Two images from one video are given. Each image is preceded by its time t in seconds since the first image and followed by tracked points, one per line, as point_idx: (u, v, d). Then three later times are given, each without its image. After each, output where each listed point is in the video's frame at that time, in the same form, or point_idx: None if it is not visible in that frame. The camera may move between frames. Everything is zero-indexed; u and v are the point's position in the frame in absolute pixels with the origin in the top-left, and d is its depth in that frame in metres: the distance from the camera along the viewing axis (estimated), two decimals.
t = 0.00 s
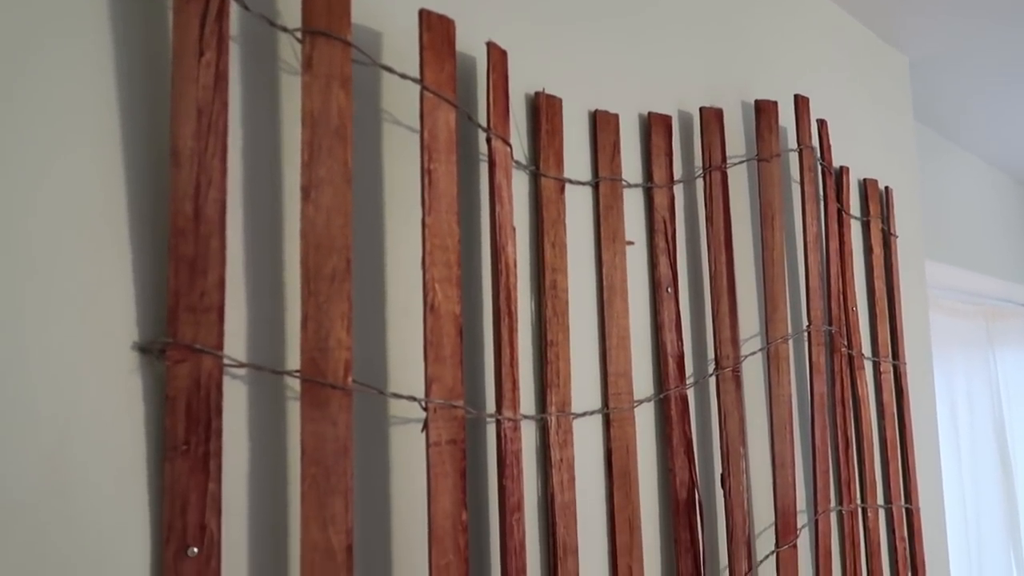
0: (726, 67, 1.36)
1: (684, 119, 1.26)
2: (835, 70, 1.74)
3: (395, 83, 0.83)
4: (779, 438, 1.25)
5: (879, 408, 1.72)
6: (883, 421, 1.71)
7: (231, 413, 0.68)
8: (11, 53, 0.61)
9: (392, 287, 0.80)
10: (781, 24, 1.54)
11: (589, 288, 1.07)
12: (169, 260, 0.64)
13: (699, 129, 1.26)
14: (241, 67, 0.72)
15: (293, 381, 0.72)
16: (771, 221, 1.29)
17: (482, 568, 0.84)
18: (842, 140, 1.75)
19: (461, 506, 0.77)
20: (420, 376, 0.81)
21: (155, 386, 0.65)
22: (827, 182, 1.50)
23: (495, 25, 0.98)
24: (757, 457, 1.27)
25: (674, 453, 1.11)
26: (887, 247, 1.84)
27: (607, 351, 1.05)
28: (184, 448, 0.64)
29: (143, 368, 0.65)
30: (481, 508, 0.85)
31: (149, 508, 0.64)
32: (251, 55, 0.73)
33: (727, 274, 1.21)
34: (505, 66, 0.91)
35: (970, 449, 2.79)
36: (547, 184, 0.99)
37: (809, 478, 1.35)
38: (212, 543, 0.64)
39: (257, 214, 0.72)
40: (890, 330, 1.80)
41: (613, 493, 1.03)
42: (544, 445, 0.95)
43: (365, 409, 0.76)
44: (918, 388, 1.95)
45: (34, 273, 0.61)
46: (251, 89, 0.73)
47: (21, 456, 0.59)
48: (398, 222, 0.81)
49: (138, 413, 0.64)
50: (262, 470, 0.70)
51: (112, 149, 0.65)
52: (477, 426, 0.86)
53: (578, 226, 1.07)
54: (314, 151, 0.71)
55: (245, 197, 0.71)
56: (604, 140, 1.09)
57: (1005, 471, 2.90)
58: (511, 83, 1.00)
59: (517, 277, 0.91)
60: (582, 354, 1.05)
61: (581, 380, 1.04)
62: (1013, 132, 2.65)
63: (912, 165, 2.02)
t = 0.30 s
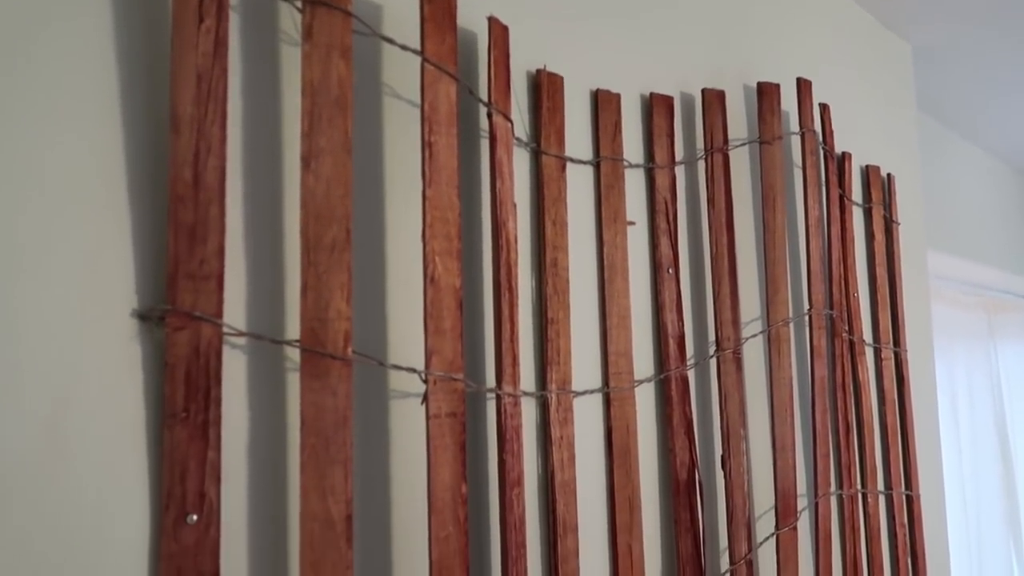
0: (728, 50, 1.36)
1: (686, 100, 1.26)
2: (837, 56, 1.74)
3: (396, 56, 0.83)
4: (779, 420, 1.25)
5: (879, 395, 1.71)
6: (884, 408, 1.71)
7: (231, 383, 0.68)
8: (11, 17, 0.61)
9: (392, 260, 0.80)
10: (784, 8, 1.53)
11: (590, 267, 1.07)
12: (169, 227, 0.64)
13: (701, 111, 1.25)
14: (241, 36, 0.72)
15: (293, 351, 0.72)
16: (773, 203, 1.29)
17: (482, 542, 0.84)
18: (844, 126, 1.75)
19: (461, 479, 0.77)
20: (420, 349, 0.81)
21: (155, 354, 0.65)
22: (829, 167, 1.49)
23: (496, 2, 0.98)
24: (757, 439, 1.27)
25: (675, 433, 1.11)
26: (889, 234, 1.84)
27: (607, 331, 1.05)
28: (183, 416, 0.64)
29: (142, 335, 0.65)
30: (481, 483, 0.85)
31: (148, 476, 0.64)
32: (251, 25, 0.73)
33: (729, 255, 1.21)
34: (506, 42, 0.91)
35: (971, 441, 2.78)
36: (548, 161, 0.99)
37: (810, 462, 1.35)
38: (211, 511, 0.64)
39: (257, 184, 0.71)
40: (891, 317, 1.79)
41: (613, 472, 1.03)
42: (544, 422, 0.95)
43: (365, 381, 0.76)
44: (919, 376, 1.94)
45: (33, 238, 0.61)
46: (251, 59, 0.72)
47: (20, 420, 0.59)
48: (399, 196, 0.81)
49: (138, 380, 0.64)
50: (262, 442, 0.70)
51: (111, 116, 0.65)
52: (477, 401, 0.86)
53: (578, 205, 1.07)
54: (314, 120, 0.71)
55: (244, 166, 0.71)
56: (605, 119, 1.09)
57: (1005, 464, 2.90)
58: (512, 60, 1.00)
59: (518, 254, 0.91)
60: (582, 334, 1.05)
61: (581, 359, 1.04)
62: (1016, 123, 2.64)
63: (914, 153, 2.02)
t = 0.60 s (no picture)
0: (734, 28, 1.35)
1: (691, 78, 1.25)
2: (843, 37, 1.73)
3: (400, 27, 0.83)
4: (783, 398, 1.25)
5: (884, 377, 1.71)
6: (889, 390, 1.70)
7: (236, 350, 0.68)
8: None
9: (396, 232, 0.80)
10: None
11: (594, 243, 1.07)
12: (173, 194, 0.64)
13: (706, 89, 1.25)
14: (245, 5, 0.72)
15: (297, 320, 0.72)
16: (778, 181, 1.29)
17: (486, 514, 0.85)
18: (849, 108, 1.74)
19: (465, 449, 0.77)
20: (425, 320, 0.81)
21: (160, 321, 0.65)
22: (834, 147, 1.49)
23: None
24: (761, 417, 1.27)
25: (679, 410, 1.11)
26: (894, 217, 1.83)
27: (612, 307, 1.05)
28: (189, 381, 0.64)
29: (147, 302, 0.65)
30: (485, 455, 0.85)
31: (154, 442, 0.65)
32: None
33: (733, 232, 1.21)
34: (511, 14, 0.90)
35: (976, 426, 2.77)
36: (552, 136, 0.98)
37: (814, 442, 1.35)
38: (217, 476, 0.65)
39: (261, 153, 0.71)
40: (897, 300, 1.79)
41: (617, 447, 1.04)
42: (548, 395, 0.95)
43: (369, 351, 0.77)
44: (924, 359, 1.94)
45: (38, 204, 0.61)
46: (256, 28, 0.72)
47: (27, 383, 0.59)
48: (403, 167, 0.81)
49: (143, 347, 0.65)
50: (268, 411, 0.70)
51: (116, 83, 0.65)
52: (481, 373, 0.86)
53: (582, 181, 1.07)
54: (318, 89, 0.71)
55: (249, 135, 0.71)
56: (610, 95, 1.08)
57: (1010, 450, 2.90)
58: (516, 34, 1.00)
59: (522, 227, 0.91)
60: (586, 310, 1.05)
61: (585, 335, 1.04)
62: None
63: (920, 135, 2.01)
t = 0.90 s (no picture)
0: (736, 4, 1.34)
1: (692, 55, 1.25)
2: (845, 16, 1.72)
3: None
4: (784, 376, 1.25)
5: (886, 357, 1.71)
6: (890, 370, 1.70)
7: (234, 319, 0.69)
8: None
9: (394, 203, 0.80)
10: None
11: (594, 219, 1.07)
12: (171, 162, 0.64)
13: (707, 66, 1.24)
14: None
15: (296, 290, 0.73)
16: (778, 158, 1.28)
17: (485, 486, 0.85)
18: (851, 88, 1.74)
19: (463, 419, 0.77)
20: (423, 292, 0.81)
21: (158, 289, 0.66)
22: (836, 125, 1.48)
23: None
24: (761, 394, 1.28)
25: (678, 386, 1.11)
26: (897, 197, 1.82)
27: (611, 283, 1.05)
28: (187, 348, 0.64)
29: (146, 270, 0.65)
30: (484, 427, 0.86)
31: (153, 409, 0.65)
32: None
33: (734, 209, 1.21)
34: None
35: (978, 410, 2.77)
36: (551, 110, 0.98)
37: (814, 420, 1.35)
38: (216, 443, 0.65)
39: (258, 123, 0.71)
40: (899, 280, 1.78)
41: (616, 421, 1.04)
42: (547, 369, 0.96)
43: (368, 321, 0.77)
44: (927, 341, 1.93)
45: (35, 172, 0.61)
46: None
47: (27, 350, 0.60)
48: (401, 139, 0.81)
49: (142, 315, 0.65)
50: (267, 379, 0.70)
51: (112, 52, 0.65)
52: (480, 345, 0.87)
53: (581, 156, 1.07)
54: (315, 59, 0.71)
55: (246, 105, 0.71)
56: (610, 70, 1.08)
57: (1012, 433, 2.89)
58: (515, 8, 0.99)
59: (521, 201, 0.91)
60: (585, 286, 1.05)
61: (584, 310, 1.04)
62: None
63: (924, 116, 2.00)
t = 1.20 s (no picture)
0: None
1: (693, 31, 1.24)
2: None
3: None
4: (785, 350, 1.25)
5: (890, 336, 1.71)
6: (895, 348, 1.70)
7: (235, 286, 0.70)
8: None
9: (393, 174, 0.81)
10: None
11: (594, 194, 1.07)
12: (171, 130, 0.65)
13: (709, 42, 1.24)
14: None
15: (296, 258, 0.74)
16: (780, 134, 1.28)
17: (486, 455, 0.86)
18: (857, 65, 1.73)
19: (462, 386, 0.78)
20: (422, 262, 0.82)
21: (160, 256, 0.67)
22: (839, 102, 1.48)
23: None
24: (764, 370, 1.29)
25: (679, 359, 1.12)
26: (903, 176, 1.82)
27: (612, 257, 1.06)
28: (189, 314, 0.66)
29: (148, 236, 0.66)
30: (484, 397, 0.87)
31: (157, 374, 0.66)
32: None
33: (736, 184, 1.21)
34: None
35: (987, 391, 2.76)
36: (551, 84, 0.98)
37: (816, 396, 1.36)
38: (218, 407, 0.66)
39: (258, 94, 0.72)
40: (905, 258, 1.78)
41: (617, 394, 1.05)
42: (547, 341, 0.96)
43: (368, 289, 0.78)
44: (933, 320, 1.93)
45: (39, 140, 0.62)
46: None
47: (33, 313, 0.61)
48: (400, 111, 0.82)
49: (145, 281, 0.66)
50: (268, 346, 0.72)
51: (113, 22, 0.66)
52: (480, 315, 0.88)
53: (582, 131, 1.07)
54: (314, 29, 0.72)
55: (246, 76, 0.72)
56: (610, 45, 1.08)
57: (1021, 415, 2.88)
58: None
59: (520, 173, 0.91)
60: (586, 260, 1.06)
61: (584, 284, 1.05)
62: None
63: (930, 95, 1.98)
